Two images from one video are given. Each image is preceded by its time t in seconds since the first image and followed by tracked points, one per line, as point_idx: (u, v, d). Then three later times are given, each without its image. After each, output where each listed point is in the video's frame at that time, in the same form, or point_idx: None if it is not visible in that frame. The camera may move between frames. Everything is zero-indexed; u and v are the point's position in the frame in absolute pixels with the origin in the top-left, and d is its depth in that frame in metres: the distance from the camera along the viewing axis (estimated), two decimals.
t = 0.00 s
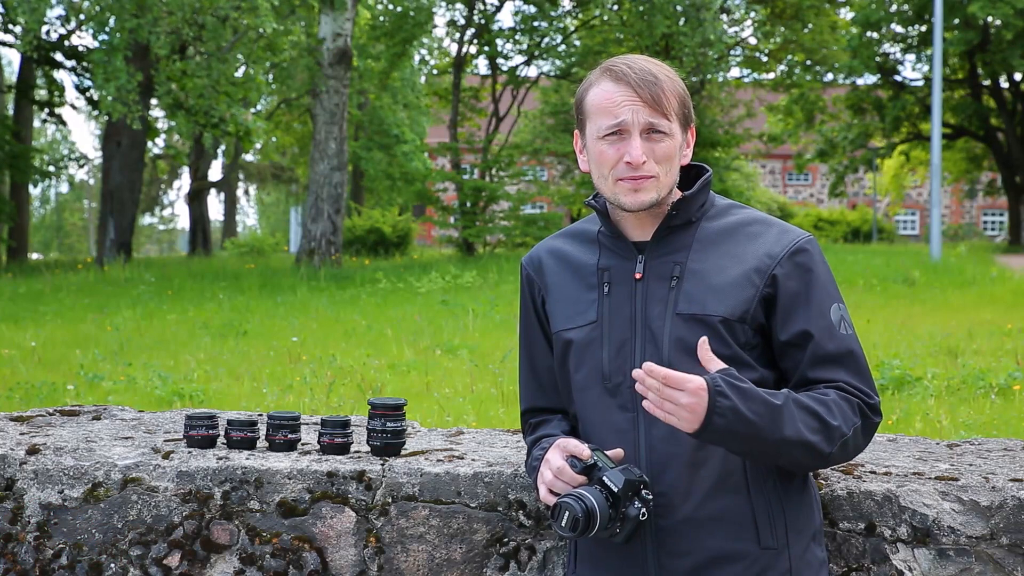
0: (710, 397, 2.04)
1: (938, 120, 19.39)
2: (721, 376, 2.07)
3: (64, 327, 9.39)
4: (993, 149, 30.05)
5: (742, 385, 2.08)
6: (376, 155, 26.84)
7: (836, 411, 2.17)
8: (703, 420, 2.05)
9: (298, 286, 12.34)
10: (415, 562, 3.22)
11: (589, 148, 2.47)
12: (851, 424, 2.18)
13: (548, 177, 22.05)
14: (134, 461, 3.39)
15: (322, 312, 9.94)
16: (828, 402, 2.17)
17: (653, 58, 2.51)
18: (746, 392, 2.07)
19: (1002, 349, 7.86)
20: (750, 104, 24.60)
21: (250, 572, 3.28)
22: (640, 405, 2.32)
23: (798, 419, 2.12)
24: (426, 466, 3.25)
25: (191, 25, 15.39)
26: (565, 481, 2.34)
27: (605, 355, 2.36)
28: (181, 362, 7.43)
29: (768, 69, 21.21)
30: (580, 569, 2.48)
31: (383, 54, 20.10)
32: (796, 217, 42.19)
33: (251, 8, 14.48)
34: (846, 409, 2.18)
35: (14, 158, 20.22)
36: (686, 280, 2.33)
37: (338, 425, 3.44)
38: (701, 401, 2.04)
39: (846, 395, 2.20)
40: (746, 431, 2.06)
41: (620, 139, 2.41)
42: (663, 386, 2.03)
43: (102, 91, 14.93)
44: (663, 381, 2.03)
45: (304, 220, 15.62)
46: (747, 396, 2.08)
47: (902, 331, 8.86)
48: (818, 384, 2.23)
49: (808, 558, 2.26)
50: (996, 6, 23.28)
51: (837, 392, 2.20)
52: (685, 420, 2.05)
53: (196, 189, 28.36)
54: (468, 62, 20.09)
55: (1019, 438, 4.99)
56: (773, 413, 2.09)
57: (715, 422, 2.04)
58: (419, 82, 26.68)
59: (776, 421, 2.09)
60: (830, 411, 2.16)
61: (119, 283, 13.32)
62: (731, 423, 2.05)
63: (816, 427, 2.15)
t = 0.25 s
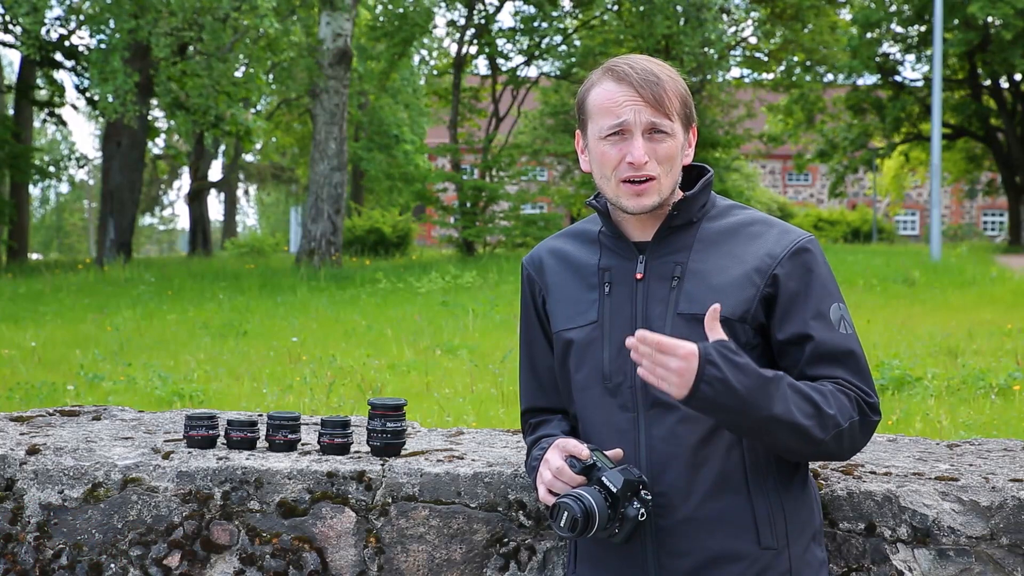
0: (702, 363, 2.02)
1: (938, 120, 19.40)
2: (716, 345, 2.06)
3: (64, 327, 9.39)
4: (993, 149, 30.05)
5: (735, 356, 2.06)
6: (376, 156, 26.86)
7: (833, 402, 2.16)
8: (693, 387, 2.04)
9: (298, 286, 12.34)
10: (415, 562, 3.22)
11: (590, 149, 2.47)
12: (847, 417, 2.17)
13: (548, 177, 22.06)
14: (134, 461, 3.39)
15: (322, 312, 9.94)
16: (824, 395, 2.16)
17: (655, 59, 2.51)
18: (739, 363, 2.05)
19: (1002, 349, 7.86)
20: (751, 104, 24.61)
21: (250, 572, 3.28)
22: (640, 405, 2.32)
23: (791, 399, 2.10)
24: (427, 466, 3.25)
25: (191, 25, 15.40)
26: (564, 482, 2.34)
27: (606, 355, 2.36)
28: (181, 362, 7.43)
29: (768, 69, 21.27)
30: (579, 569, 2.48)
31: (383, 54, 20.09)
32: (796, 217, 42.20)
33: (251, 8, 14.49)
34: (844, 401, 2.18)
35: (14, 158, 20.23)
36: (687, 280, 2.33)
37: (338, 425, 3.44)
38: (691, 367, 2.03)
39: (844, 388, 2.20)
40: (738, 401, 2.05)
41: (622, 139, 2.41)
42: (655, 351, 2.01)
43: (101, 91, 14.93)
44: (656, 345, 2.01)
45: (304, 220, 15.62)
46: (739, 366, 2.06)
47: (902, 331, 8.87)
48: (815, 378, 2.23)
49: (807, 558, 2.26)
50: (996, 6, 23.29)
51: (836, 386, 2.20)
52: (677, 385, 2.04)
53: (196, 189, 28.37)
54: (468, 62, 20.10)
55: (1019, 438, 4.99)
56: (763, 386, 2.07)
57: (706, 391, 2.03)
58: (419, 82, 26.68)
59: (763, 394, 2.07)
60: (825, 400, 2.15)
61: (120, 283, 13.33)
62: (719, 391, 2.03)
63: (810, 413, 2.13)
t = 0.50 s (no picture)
0: (712, 312, 2.03)
1: (938, 121, 19.41)
2: (730, 298, 2.06)
3: (64, 327, 9.41)
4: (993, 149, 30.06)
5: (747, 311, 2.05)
6: (377, 156, 26.87)
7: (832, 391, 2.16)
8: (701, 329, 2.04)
9: (298, 286, 12.36)
10: (415, 562, 3.23)
11: (589, 157, 2.47)
12: (848, 405, 2.17)
13: (548, 177, 22.07)
14: (134, 461, 3.39)
15: (322, 312, 9.96)
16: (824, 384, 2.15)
17: (643, 59, 2.51)
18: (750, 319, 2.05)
19: (1002, 349, 7.86)
20: (751, 105, 24.62)
21: (250, 572, 3.28)
22: (641, 405, 2.32)
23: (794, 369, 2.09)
24: (427, 466, 3.25)
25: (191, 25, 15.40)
26: (565, 482, 2.34)
27: (607, 356, 2.36)
28: (181, 362, 7.44)
29: (768, 69, 21.25)
30: (580, 569, 2.48)
31: (383, 55, 20.09)
32: (796, 218, 42.21)
33: (251, 9, 14.49)
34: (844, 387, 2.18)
35: (14, 159, 20.24)
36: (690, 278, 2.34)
37: (338, 426, 3.44)
38: (700, 312, 2.04)
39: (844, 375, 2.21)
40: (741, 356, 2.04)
41: (621, 144, 2.40)
42: (670, 291, 2.04)
43: (101, 91, 14.93)
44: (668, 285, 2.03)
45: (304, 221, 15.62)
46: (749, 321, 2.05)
47: (902, 331, 8.89)
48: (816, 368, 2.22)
49: (808, 559, 2.27)
50: (996, 6, 23.27)
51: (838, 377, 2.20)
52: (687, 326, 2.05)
53: (196, 189, 28.37)
54: (468, 63, 20.09)
55: (1019, 438, 4.99)
56: (769, 344, 2.06)
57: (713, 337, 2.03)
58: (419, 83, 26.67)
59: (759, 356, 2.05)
60: (828, 382, 2.16)
61: (120, 283, 13.35)
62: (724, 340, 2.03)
63: (811, 388, 2.13)
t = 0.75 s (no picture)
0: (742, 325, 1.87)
1: (938, 121, 19.42)
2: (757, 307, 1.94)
3: (64, 327, 9.42)
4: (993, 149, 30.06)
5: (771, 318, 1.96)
6: (377, 157, 26.87)
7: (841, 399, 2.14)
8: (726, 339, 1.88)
9: (298, 286, 12.37)
10: (415, 562, 3.23)
11: (585, 164, 2.47)
12: (853, 412, 2.16)
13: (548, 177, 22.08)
14: (133, 461, 3.39)
15: (322, 312, 9.97)
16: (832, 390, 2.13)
17: (632, 62, 2.52)
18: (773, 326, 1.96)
19: (1002, 349, 7.85)
20: (751, 105, 24.62)
21: (250, 572, 3.28)
22: (641, 405, 2.32)
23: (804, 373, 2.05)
24: (427, 467, 3.25)
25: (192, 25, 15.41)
26: (566, 482, 2.34)
27: (607, 356, 2.36)
28: (181, 362, 7.45)
29: (768, 69, 21.23)
30: (580, 569, 2.48)
31: (382, 55, 20.09)
32: (796, 218, 42.22)
33: (251, 9, 14.49)
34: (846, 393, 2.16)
35: (14, 159, 20.25)
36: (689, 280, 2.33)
37: (337, 426, 3.44)
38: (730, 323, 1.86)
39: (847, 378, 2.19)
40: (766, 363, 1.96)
41: (615, 151, 2.41)
42: (698, 300, 1.82)
43: (102, 91, 14.93)
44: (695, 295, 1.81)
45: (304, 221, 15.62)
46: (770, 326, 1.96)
47: (902, 331, 8.90)
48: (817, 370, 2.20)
49: (807, 559, 2.27)
50: (996, 6, 23.25)
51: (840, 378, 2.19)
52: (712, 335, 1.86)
53: (196, 189, 28.38)
54: (468, 63, 20.10)
55: (1020, 439, 4.99)
56: (791, 356, 2.00)
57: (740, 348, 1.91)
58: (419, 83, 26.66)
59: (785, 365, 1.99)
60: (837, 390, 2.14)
61: (120, 283, 13.36)
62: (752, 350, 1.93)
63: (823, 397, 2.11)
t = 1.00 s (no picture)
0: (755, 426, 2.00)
1: (938, 121, 19.41)
2: (765, 398, 2.03)
3: (64, 327, 9.42)
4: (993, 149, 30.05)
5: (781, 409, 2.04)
6: (377, 158, 26.86)
7: (844, 421, 2.16)
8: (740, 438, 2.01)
9: (298, 286, 12.37)
10: (415, 563, 3.23)
11: (579, 166, 2.47)
12: (854, 432, 2.17)
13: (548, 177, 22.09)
14: (133, 461, 3.39)
15: (322, 312, 9.98)
16: (835, 412, 2.15)
17: (620, 61, 2.50)
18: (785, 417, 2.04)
19: (1002, 350, 7.84)
20: (751, 105, 24.61)
21: (250, 572, 3.28)
22: (641, 405, 2.32)
23: (818, 437, 2.10)
24: (427, 467, 3.25)
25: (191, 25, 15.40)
26: (567, 483, 2.33)
27: (607, 357, 2.36)
28: (181, 362, 7.45)
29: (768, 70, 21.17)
30: (580, 569, 2.48)
31: (382, 55, 20.08)
32: (796, 218, 42.22)
33: (250, 8, 14.48)
34: (848, 414, 2.17)
35: (14, 159, 20.25)
36: (689, 281, 2.33)
37: (337, 426, 3.44)
38: (744, 426, 2.00)
39: (845, 401, 2.19)
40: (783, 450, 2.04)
41: (606, 153, 2.40)
42: (706, 410, 1.97)
43: (101, 92, 14.94)
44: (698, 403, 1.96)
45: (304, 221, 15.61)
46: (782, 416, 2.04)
47: (902, 331, 8.90)
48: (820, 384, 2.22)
49: (808, 559, 2.27)
50: (996, 6, 23.22)
51: (834, 397, 2.20)
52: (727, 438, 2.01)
53: (196, 189, 28.38)
54: (468, 63, 20.10)
55: (1020, 439, 4.99)
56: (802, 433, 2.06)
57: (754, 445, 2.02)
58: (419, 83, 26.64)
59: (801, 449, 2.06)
60: (841, 423, 2.15)
61: (120, 283, 13.37)
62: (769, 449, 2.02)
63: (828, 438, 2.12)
